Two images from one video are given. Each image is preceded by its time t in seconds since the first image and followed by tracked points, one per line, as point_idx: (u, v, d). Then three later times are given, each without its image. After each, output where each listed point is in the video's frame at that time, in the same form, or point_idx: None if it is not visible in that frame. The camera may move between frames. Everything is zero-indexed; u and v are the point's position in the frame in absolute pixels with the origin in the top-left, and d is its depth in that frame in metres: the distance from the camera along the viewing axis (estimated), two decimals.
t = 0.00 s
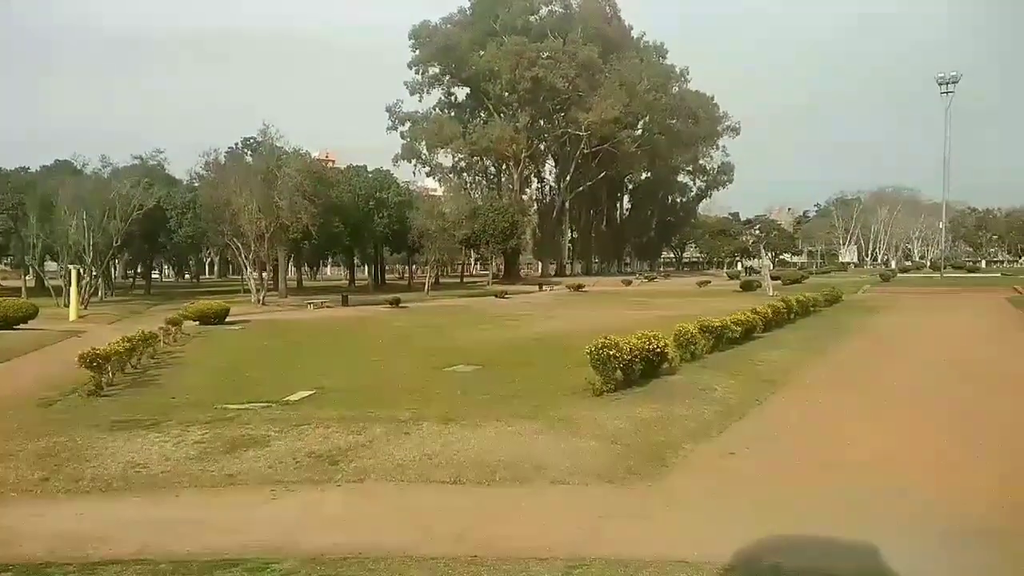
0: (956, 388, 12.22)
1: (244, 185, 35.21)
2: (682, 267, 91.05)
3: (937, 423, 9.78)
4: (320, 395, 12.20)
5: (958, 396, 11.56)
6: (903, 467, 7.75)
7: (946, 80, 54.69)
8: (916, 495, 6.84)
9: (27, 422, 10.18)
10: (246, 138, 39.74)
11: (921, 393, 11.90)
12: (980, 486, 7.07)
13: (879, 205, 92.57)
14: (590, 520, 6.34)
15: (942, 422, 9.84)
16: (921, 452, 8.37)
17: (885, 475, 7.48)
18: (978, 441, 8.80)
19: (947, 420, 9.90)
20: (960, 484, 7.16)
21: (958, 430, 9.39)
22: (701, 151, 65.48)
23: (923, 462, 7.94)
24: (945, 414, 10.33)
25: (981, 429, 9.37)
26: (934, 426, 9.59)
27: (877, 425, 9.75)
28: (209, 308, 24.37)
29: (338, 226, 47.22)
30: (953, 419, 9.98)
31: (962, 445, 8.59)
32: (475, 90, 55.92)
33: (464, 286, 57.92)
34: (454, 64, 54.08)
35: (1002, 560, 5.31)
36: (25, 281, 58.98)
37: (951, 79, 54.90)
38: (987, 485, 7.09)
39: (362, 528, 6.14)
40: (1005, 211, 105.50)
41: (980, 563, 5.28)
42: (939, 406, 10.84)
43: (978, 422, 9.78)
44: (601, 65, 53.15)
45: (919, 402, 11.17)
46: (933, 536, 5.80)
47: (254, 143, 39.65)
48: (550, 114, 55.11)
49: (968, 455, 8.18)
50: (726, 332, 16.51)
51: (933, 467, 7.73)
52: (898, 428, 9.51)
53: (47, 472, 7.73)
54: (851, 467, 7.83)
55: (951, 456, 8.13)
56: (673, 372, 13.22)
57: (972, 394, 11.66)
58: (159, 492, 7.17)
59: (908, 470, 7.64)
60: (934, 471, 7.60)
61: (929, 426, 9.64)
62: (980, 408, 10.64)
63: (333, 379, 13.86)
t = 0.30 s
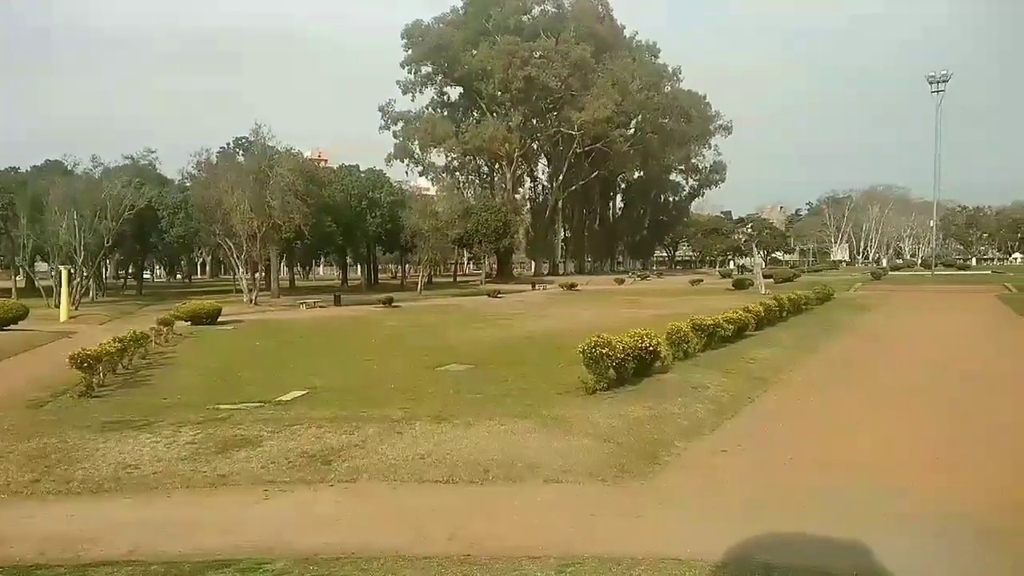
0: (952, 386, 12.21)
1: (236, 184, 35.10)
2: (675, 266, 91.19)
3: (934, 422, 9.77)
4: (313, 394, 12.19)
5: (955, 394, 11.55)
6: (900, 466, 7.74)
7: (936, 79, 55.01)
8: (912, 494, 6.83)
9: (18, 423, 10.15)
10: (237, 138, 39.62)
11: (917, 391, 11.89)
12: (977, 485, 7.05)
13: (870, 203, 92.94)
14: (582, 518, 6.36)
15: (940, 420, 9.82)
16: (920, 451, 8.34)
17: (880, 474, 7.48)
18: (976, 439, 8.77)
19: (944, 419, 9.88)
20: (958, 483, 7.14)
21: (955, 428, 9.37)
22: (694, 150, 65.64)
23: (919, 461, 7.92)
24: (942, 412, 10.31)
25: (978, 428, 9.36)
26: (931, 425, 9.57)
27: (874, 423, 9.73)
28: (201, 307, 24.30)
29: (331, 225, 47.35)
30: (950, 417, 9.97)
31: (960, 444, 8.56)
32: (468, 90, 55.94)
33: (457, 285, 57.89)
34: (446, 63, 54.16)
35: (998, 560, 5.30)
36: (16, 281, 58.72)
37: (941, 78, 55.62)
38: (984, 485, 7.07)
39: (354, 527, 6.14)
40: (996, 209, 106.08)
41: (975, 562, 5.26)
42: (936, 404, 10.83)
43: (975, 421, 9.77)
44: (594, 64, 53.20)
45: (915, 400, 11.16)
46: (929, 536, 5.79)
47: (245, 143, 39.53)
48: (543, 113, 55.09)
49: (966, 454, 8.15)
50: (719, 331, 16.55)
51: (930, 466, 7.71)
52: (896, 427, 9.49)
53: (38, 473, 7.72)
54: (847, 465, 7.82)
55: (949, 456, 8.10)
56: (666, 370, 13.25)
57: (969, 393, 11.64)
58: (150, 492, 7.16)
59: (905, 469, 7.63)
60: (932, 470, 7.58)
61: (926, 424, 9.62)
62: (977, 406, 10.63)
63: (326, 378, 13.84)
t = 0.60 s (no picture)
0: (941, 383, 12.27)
1: (221, 183, 34.89)
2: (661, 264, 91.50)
3: (924, 418, 9.78)
4: (299, 393, 12.15)
5: (943, 390, 11.59)
6: (890, 462, 7.77)
7: (919, 77, 55.44)
8: (903, 491, 6.82)
9: None
10: (222, 135, 39.35)
11: (905, 387, 11.94)
12: (970, 483, 7.04)
13: (855, 201, 93.51)
14: (569, 515, 6.37)
15: (929, 417, 9.84)
16: (912, 447, 8.34)
17: (870, 471, 7.49)
18: (966, 436, 8.78)
19: (933, 415, 9.90)
20: (951, 481, 7.13)
21: (946, 425, 9.37)
22: (680, 148, 65.79)
23: (910, 457, 7.92)
24: (929, 408, 10.35)
25: (968, 424, 9.38)
26: (921, 421, 9.59)
27: (865, 420, 9.73)
28: (185, 306, 24.17)
29: (316, 223, 47.13)
30: (938, 413, 10.00)
31: (950, 441, 8.57)
32: (454, 87, 55.83)
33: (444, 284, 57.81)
34: (433, 60, 54.07)
35: (992, 557, 5.29)
36: None
37: (925, 77, 56.12)
38: (977, 482, 7.06)
39: (340, 526, 6.13)
40: (978, 207, 106.98)
41: (967, 560, 5.25)
42: (924, 400, 10.86)
43: (965, 417, 9.78)
44: (580, 62, 53.21)
45: (904, 396, 11.19)
46: (923, 533, 5.78)
47: (230, 140, 39.28)
48: (530, 111, 55.00)
49: (957, 450, 8.16)
50: (705, 328, 16.61)
51: (922, 463, 7.71)
52: (887, 424, 9.50)
53: (20, 473, 7.65)
54: (840, 462, 7.80)
55: (940, 453, 8.11)
56: (652, 367, 13.31)
57: (956, 389, 11.69)
58: (134, 493, 7.11)
59: (895, 466, 7.65)
60: (924, 467, 7.58)
61: (916, 421, 9.63)
62: (965, 402, 10.66)
63: (312, 377, 13.80)
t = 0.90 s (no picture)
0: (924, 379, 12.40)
1: (208, 182, 34.69)
2: (650, 262, 91.77)
3: (908, 414, 9.89)
4: (287, 393, 12.11)
5: (927, 387, 11.71)
6: (874, 459, 7.81)
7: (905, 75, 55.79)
8: (889, 487, 6.90)
9: None
10: (209, 133, 39.07)
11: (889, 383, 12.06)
12: (955, 478, 7.12)
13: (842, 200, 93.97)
14: (558, 513, 6.37)
15: (913, 413, 9.94)
16: (895, 443, 8.46)
17: (853, 467, 7.55)
18: (949, 432, 8.90)
19: (916, 411, 10.01)
20: (937, 476, 7.20)
21: (930, 421, 9.48)
22: (668, 146, 65.90)
23: (894, 454, 8.01)
24: (912, 405, 10.46)
25: (950, 420, 9.49)
26: (903, 417, 9.71)
27: (850, 416, 9.82)
28: (173, 305, 24.07)
29: (304, 222, 47.01)
30: (920, 410, 10.12)
31: (935, 437, 8.67)
32: (443, 86, 55.71)
33: (433, 282, 57.77)
34: (421, 59, 53.56)
35: (977, 552, 5.36)
36: None
37: (911, 75, 56.46)
38: (961, 477, 7.15)
39: (330, 526, 6.12)
40: (964, 204, 107.76)
41: (953, 554, 5.33)
42: (907, 397, 10.99)
43: (948, 413, 9.90)
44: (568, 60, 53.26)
45: (886, 392, 11.33)
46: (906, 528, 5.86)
47: (217, 138, 39.02)
48: (518, 109, 54.91)
49: (941, 446, 8.27)
50: (693, 325, 16.67)
51: (906, 458, 7.81)
52: (870, 420, 9.60)
53: (6, 475, 7.60)
54: (825, 459, 7.87)
55: (925, 448, 8.20)
56: (641, 365, 13.34)
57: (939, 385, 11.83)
58: (121, 494, 7.07)
59: (879, 462, 7.69)
60: (907, 462, 7.67)
61: (900, 417, 9.73)
62: (948, 399, 10.78)
63: (300, 376, 13.75)
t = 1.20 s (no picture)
0: (910, 375, 12.48)
1: (194, 179, 34.47)
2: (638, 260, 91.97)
3: (895, 410, 9.95)
4: (274, 391, 12.06)
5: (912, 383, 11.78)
6: (857, 455, 7.87)
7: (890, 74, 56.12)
8: (874, 482, 6.96)
9: None
10: (194, 131, 38.73)
11: (875, 380, 12.13)
12: (944, 474, 7.15)
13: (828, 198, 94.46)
14: (546, 511, 6.37)
15: (900, 409, 9.99)
16: (881, 439, 8.50)
17: (836, 462, 7.60)
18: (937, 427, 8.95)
19: (903, 407, 10.07)
20: (926, 472, 7.23)
21: (916, 417, 9.53)
22: (656, 145, 66.01)
23: (878, 449, 8.08)
24: (897, 400, 10.53)
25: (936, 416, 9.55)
26: (889, 413, 9.76)
27: (837, 412, 9.88)
28: (158, 303, 23.91)
29: (292, 220, 46.87)
30: (906, 406, 10.18)
31: (922, 433, 8.73)
32: (430, 83, 55.61)
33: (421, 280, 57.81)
34: (408, 56, 53.28)
35: (966, 548, 5.37)
36: None
37: (896, 74, 56.79)
38: (949, 472, 7.19)
39: (317, 524, 6.10)
40: (948, 203, 108.61)
41: (944, 548, 5.39)
42: (891, 393, 11.06)
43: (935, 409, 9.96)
44: (556, 59, 53.30)
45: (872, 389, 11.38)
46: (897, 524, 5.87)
47: (203, 136, 38.67)
48: (506, 108, 54.82)
49: (929, 441, 8.31)
50: (681, 323, 16.73)
51: (894, 454, 7.86)
52: (858, 416, 9.65)
53: None
54: (814, 455, 7.90)
55: (913, 444, 8.24)
56: (629, 362, 13.37)
57: (924, 381, 11.92)
58: (106, 494, 7.00)
59: (862, 458, 7.74)
60: (896, 458, 7.69)
61: (887, 413, 9.77)
62: (935, 395, 10.85)
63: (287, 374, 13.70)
